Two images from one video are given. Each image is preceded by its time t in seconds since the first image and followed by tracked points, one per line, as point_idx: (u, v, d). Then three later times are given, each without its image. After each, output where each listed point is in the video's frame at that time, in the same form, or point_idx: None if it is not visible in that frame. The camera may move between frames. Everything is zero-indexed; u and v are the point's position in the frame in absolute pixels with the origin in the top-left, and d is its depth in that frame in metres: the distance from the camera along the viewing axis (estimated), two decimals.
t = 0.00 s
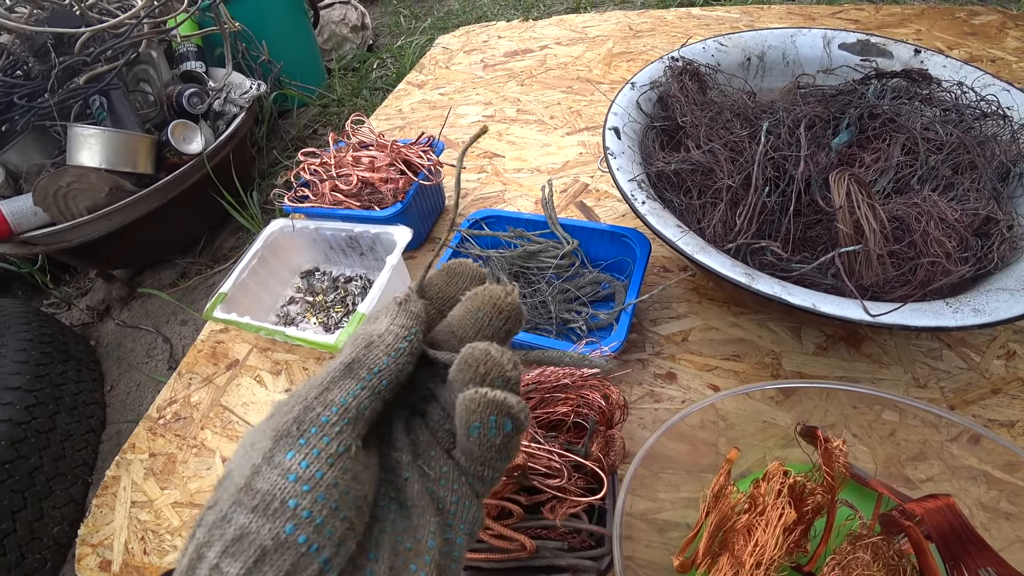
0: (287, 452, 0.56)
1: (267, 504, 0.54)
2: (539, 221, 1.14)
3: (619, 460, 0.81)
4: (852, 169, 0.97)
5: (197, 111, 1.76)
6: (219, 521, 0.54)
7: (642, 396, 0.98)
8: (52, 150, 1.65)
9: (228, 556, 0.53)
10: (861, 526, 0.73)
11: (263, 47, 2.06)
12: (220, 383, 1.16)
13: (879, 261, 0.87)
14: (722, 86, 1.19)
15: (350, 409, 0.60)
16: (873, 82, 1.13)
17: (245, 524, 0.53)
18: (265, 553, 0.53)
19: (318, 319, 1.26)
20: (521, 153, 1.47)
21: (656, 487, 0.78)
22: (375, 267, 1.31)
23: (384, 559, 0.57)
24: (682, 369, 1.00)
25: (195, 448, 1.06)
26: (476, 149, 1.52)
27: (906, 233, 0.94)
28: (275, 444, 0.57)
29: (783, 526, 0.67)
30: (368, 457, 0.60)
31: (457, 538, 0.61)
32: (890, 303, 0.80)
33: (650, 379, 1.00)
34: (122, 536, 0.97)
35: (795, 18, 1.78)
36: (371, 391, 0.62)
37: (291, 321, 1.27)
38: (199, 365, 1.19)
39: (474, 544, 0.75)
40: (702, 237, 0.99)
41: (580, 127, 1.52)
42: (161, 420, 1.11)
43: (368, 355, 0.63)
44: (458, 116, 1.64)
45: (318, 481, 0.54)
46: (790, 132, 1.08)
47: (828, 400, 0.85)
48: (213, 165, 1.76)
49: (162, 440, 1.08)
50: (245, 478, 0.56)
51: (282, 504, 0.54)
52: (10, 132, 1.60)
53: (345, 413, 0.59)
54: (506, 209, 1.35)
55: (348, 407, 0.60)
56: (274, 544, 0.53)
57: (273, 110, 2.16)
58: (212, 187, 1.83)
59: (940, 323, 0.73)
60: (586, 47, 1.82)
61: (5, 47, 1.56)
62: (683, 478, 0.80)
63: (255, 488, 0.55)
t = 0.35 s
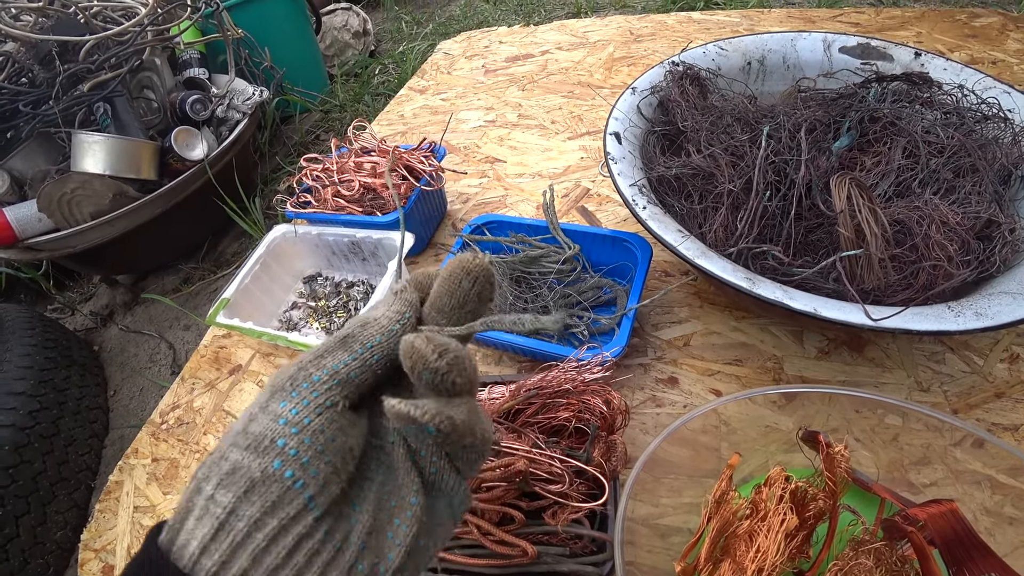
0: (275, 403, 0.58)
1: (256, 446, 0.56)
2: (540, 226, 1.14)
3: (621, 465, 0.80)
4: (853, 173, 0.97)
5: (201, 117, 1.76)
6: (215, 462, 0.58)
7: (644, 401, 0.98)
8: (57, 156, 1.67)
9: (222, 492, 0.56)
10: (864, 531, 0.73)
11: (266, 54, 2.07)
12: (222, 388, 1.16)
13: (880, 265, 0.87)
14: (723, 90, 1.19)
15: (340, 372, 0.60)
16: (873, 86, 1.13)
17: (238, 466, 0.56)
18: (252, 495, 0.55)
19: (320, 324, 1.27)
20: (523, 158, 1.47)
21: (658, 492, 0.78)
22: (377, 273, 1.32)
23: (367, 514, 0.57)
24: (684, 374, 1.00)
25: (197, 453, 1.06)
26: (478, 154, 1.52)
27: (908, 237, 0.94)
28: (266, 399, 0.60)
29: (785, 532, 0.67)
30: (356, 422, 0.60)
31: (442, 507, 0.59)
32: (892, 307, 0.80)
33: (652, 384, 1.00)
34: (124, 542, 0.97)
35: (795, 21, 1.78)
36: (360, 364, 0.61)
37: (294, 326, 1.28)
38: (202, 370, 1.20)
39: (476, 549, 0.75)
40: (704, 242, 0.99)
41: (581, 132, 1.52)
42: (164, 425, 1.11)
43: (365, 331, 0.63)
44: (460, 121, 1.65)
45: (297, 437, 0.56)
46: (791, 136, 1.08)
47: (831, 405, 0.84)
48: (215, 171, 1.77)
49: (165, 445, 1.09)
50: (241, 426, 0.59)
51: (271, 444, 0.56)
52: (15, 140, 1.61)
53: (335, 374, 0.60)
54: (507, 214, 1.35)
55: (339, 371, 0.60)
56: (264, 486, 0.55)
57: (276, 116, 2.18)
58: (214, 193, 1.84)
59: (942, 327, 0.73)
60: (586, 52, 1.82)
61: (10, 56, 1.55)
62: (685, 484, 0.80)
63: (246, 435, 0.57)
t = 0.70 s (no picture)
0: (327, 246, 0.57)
1: (297, 275, 0.55)
2: (539, 237, 1.14)
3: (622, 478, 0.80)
4: (853, 180, 0.97)
5: (200, 130, 1.78)
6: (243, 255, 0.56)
7: (645, 411, 0.97)
8: (56, 169, 1.66)
9: (245, 293, 0.54)
10: (869, 543, 0.72)
11: (265, 65, 2.07)
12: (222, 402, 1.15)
13: (881, 273, 0.87)
14: (720, 97, 1.19)
15: (364, 250, 0.59)
16: (871, 91, 1.13)
17: (276, 270, 0.55)
18: (270, 304, 0.54)
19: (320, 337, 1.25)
20: (521, 167, 1.47)
21: (661, 503, 0.77)
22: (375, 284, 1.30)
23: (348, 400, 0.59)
24: (685, 384, 1.00)
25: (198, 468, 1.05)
26: (476, 163, 1.52)
27: (908, 243, 0.93)
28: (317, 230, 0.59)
29: (789, 547, 0.67)
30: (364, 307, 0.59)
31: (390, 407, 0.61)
32: (893, 315, 0.79)
33: (654, 394, 0.99)
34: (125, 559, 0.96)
35: (792, 26, 1.78)
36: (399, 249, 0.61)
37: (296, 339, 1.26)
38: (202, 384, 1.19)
39: (478, 565, 0.75)
40: (703, 251, 0.99)
41: (580, 140, 1.52)
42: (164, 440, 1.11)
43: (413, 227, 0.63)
44: (459, 131, 1.65)
45: (323, 283, 0.56)
46: (790, 143, 1.08)
47: (834, 413, 0.83)
48: (214, 184, 1.77)
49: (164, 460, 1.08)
50: (281, 244, 0.58)
51: (308, 287, 0.55)
52: (15, 154, 1.62)
53: (361, 254, 0.58)
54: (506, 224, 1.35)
55: (365, 250, 0.59)
56: (288, 307, 0.54)
57: (275, 127, 2.18)
58: (213, 206, 1.84)
59: (943, 335, 0.72)
60: (584, 60, 1.82)
61: (9, 70, 1.56)
62: (688, 494, 0.79)
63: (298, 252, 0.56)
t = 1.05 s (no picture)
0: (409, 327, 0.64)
1: (368, 385, 0.60)
2: (542, 238, 1.13)
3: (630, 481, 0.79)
4: (858, 179, 0.96)
5: (200, 133, 1.77)
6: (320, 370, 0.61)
7: (651, 413, 0.96)
8: (57, 174, 1.66)
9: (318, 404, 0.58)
10: (882, 546, 0.71)
11: (265, 69, 2.07)
12: (224, 406, 1.14)
13: (890, 271, 0.86)
14: (723, 97, 1.18)
15: (434, 346, 0.64)
16: (875, 90, 1.12)
17: (341, 385, 0.59)
18: (340, 415, 0.58)
19: (321, 340, 1.24)
20: (523, 169, 1.47)
21: (668, 506, 0.76)
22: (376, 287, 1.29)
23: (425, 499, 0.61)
24: (691, 386, 0.99)
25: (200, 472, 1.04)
26: (478, 165, 1.51)
27: (916, 242, 0.92)
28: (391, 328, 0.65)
29: (801, 550, 0.66)
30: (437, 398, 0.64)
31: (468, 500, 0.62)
32: (902, 314, 0.78)
33: (660, 396, 0.98)
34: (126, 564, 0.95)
35: (793, 27, 1.78)
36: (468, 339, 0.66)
37: (296, 343, 1.25)
38: (203, 388, 1.18)
39: (483, 571, 0.74)
40: (708, 251, 0.98)
41: (582, 141, 1.52)
42: (165, 444, 1.10)
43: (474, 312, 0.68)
44: (460, 133, 1.64)
45: (399, 379, 0.60)
46: (794, 142, 1.07)
47: (842, 414, 0.82)
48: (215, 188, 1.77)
49: (166, 464, 1.07)
50: (345, 351, 0.63)
51: (384, 387, 0.60)
52: (16, 158, 1.62)
53: (433, 348, 0.64)
54: (508, 226, 1.34)
55: (436, 346, 0.64)
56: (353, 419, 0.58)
57: (276, 131, 2.18)
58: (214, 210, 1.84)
59: (955, 334, 0.71)
60: (585, 62, 1.82)
61: (10, 76, 1.53)
62: (695, 497, 0.78)
63: (367, 355, 0.62)
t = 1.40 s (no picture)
0: (329, 205, 0.69)
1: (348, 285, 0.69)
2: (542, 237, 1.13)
3: (630, 481, 0.79)
4: (859, 177, 0.96)
5: (200, 134, 1.77)
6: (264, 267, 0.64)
7: (652, 412, 0.96)
8: (57, 176, 1.65)
9: (289, 287, 0.64)
10: (884, 544, 0.71)
11: (265, 70, 2.07)
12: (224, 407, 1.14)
13: (891, 269, 0.85)
14: (723, 96, 1.18)
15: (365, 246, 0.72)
16: (875, 88, 1.12)
17: (301, 269, 0.65)
18: (306, 295, 0.65)
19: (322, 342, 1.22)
20: (523, 169, 1.47)
21: (670, 505, 0.76)
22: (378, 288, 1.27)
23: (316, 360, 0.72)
24: (692, 385, 0.98)
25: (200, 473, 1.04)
26: (478, 165, 1.51)
27: (917, 240, 0.92)
28: (302, 207, 0.68)
29: (803, 548, 0.66)
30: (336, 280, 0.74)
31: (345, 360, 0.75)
32: (904, 311, 0.78)
33: (660, 395, 0.98)
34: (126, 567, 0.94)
35: (792, 27, 1.78)
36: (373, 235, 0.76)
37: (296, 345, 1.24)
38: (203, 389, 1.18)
39: (484, 570, 0.74)
40: (709, 250, 0.98)
41: (581, 141, 1.52)
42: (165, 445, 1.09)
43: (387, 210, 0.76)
44: (459, 134, 1.64)
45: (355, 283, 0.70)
46: (794, 141, 1.07)
47: (844, 412, 0.82)
48: (214, 189, 1.76)
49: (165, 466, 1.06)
50: (325, 248, 0.67)
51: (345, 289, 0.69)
52: (15, 160, 1.61)
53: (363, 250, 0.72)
54: (508, 226, 1.34)
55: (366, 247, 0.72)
56: (323, 298, 0.67)
57: (275, 132, 2.18)
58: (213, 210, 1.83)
59: (956, 331, 0.71)
60: (585, 62, 1.82)
61: (10, 77, 1.56)
62: (697, 497, 0.78)
63: (305, 236, 0.66)
